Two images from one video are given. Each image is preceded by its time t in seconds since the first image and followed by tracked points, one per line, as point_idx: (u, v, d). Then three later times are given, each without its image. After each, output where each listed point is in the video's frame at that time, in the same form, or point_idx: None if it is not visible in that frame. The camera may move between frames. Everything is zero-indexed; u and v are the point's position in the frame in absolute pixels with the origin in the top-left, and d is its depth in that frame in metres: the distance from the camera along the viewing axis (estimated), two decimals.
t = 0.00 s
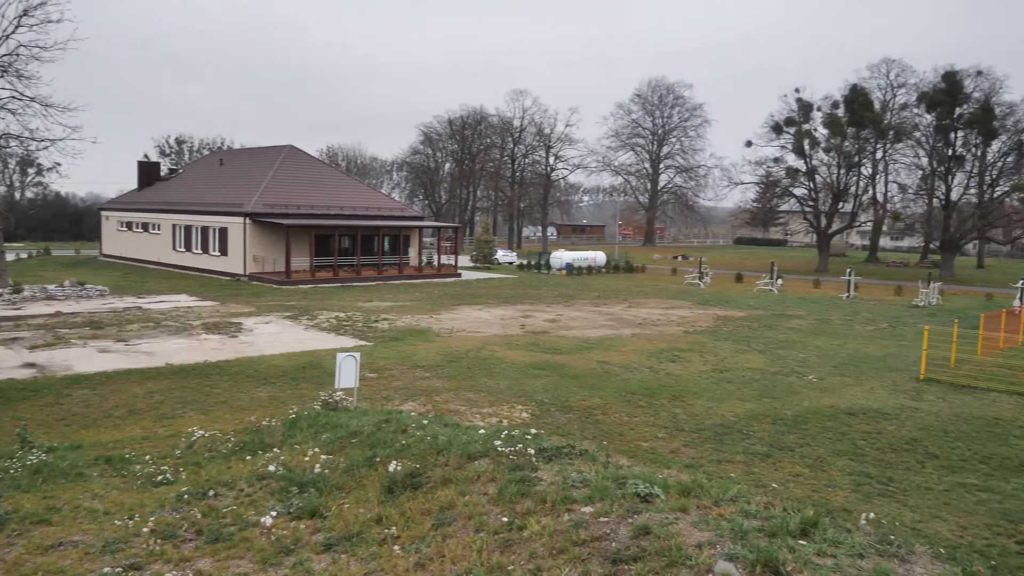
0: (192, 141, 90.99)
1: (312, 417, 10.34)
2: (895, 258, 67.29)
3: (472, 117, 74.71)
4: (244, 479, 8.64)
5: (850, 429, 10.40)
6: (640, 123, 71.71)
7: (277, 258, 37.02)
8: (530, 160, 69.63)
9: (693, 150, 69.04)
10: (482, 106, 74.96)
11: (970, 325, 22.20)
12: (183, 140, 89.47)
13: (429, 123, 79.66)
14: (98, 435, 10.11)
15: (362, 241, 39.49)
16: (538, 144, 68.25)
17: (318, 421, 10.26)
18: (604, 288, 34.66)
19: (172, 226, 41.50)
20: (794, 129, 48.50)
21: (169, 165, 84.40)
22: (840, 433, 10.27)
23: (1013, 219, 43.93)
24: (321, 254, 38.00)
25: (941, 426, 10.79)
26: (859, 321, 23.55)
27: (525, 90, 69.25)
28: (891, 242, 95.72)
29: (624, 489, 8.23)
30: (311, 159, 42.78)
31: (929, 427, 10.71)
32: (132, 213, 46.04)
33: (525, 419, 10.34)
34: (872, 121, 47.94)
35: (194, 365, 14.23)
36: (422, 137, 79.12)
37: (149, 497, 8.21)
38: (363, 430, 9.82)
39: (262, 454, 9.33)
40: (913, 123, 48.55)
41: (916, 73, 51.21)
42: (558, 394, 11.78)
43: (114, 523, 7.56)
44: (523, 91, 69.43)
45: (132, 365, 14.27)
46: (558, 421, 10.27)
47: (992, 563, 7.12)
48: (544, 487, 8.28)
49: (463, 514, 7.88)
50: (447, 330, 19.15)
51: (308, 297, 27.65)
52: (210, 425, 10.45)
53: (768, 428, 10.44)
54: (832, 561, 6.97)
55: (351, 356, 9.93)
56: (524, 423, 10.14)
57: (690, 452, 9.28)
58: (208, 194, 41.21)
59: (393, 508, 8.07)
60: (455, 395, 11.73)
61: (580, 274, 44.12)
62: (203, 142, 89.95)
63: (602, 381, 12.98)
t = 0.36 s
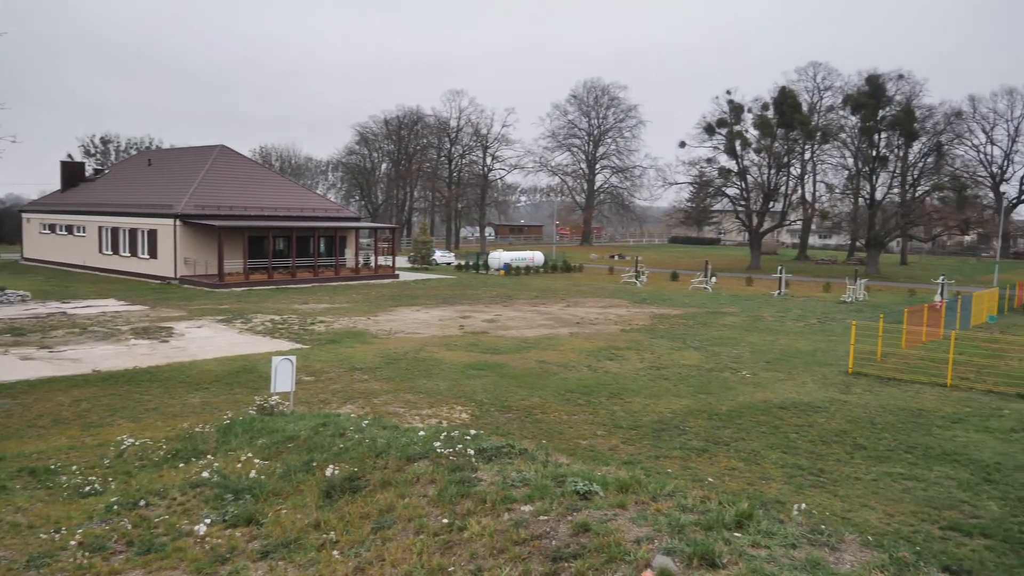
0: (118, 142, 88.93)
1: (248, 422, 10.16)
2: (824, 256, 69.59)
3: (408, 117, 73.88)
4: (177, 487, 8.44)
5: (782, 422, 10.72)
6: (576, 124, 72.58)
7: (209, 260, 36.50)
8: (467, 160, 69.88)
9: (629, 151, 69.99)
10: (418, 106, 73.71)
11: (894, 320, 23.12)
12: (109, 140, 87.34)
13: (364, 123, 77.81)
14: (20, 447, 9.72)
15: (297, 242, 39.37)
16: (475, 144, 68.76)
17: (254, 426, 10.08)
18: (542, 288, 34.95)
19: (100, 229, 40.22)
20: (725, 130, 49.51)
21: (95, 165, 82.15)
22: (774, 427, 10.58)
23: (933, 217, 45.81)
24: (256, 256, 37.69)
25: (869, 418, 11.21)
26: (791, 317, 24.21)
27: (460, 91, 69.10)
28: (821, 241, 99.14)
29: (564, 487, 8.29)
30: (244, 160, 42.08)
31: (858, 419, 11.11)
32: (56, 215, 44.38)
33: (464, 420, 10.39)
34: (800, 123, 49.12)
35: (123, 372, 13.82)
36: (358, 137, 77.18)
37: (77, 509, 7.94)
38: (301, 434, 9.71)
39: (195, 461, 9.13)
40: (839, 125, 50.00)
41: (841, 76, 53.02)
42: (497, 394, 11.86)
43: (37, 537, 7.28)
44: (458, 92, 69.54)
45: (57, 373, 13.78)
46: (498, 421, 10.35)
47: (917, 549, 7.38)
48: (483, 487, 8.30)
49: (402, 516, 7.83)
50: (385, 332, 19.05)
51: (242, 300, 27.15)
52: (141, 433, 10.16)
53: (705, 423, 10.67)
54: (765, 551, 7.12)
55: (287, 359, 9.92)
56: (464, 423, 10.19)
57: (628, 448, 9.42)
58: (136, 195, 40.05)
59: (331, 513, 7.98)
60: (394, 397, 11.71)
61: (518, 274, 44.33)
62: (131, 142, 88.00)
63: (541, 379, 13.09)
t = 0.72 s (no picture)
0: (47, 141, 86.59)
1: (186, 429, 9.95)
2: (762, 255, 71.38)
3: (349, 117, 72.72)
4: (114, 497, 8.20)
5: (723, 418, 10.95)
6: (518, 124, 72.89)
7: (145, 262, 35.67)
8: (409, 161, 69.60)
9: (570, 151, 70.77)
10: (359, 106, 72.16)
11: (829, 317, 23.83)
12: (37, 139, 84.81)
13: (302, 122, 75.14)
14: None
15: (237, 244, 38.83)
16: (417, 144, 68.65)
17: (193, 432, 9.88)
18: (486, 288, 35.10)
19: (29, 232, 38.79)
20: (665, 131, 50.22)
21: (25, 165, 79.37)
22: (715, 422, 10.80)
23: (866, 216, 46.75)
24: (194, 258, 36.97)
25: (805, 411, 11.54)
26: (730, 315, 24.72)
27: (402, 90, 67.69)
28: (758, 240, 101.76)
29: (509, 487, 8.30)
30: (181, 159, 41.06)
31: (795, 413, 11.42)
32: None
33: (409, 422, 10.40)
34: (737, 124, 50.08)
35: (53, 380, 13.36)
36: (297, 137, 74.92)
37: (6, 522, 7.64)
38: (241, 440, 9.55)
39: (132, 470, 8.89)
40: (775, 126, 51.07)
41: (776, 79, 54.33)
42: (442, 396, 11.89)
43: None
44: (399, 91, 68.39)
45: None
46: (442, 423, 10.37)
47: (852, 538, 7.59)
48: (428, 489, 8.27)
49: (347, 520, 7.75)
50: (328, 334, 18.86)
51: (181, 303, 26.54)
52: (74, 442, 9.84)
53: (648, 420, 10.83)
54: (708, 545, 7.23)
55: (227, 363, 9.85)
56: (408, 425, 10.19)
57: (573, 447, 9.50)
58: (68, 196, 38.75)
59: (274, 519, 7.85)
60: (337, 400, 11.63)
61: (462, 275, 44.25)
62: (61, 142, 85.42)
63: (485, 380, 13.15)
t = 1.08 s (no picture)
0: None
1: (129, 436, 9.71)
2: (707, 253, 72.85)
3: (295, 117, 70.27)
4: (52, 507, 7.95)
5: (672, 415, 11.11)
6: (467, 124, 72.85)
7: (83, 266, 34.69)
8: (356, 161, 68.98)
9: (518, 151, 70.98)
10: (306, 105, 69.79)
11: (774, 314, 24.36)
12: None
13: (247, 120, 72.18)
14: None
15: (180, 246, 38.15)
16: (364, 144, 67.99)
17: (135, 439, 9.65)
18: (436, 289, 35.11)
19: None
20: (613, 131, 50.71)
21: None
22: (663, 419, 10.94)
23: (807, 215, 47.91)
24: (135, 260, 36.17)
25: (751, 407, 11.77)
26: (678, 313, 25.10)
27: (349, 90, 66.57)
28: (704, 239, 103.68)
29: (459, 488, 8.29)
30: (121, 160, 40.27)
31: (742, 409, 11.64)
32: None
33: (358, 424, 10.37)
34: (683, 125, 50.56)
35: None
36: (241, 136, 71.45)
37: None
38: (186, 446, 9.37)
39: (71, 479, 8.64)
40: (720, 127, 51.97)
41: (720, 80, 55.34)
42: (392, 398, 11.87)
43: None
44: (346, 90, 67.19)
45: None
46: (392, 425, 10.35)
47: (797, 530, 7.73)
48: (378, 491, 8.22)
49: (296, 526, 7.63)
50: (276, 337, 18.61)
51: (123, 307, 25.88)
52: (9, 452, 9.53)
53: (598, 418, 10.93)
54: (657, 541, 7.29)
55: (170, 367, 9.73)
56: (358, 428, 10.15)
57: (523, 447, 9.55)
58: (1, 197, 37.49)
59: (221, 526, 7.70)
60: (285, 403, 11.51)
61: (411, 276, 44.12)
62: None
63: (435, 382, 13.15)
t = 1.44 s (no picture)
0: None
1: (73, 444, 9.47)
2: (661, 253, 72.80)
3: (244, 116, 68.95)
4: None
5: (626, 413, 11.22)
6: (419, 124, 72.49)
7: (25, 270, 33.53)
8: (308, 161, 67.52)
9: (472, 152, 70.66)
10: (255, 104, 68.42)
11: (725, 312, 24.78)
12: None
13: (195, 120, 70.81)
14: None
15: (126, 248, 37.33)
16: (316, 145, 66.80)
17: (81, 447, 9.42)
18: (390, 290, 34.97)
19: None
20: (565, 132, 51.03)
21: None
22: (617, 418, 11.05)
23: (757, 215, 48.42)
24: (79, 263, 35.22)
25: (704, 404, 11.95)
26: (632, 312, 25.34)
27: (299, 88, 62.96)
28: (658, 238, 104.89)
29: (414, 490, 8.26)
30: (64, 162, 39.32)
31: (695, 406, 11.82)
32: None
33: (311, 428, 10.32)
34: (635, 126, 50.62)
35: None
36: (189, 136, 70.30)
37: None
38: (134, 453, 9.18)
39: (13, 489, 8.38)
40: (670, 128, 52.55)
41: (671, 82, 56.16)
42: (346, 401, 11.82)
43: None
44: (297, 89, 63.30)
45: None
46: (347, 429, 10.31)
47: (749, 525, 7.84)
48: (332, 496, 8.15)
49: (248, 532, 7.52)
50: (226, 340, 18.32)
51: (66, 312, 25.17)
52: None
53: (553, 418, 11.02)
54: (612, 538, 7.33)
55: (116, 373, 9.55)
56: (311, 432, 10.09)
57: (479, 448, 9.58)
58: None
59: (171, 534, 7.54)
60: (237, 408, 11.37)
61: (364, 277, 43.80)
62: None
63: (390, 384, 13.12)
